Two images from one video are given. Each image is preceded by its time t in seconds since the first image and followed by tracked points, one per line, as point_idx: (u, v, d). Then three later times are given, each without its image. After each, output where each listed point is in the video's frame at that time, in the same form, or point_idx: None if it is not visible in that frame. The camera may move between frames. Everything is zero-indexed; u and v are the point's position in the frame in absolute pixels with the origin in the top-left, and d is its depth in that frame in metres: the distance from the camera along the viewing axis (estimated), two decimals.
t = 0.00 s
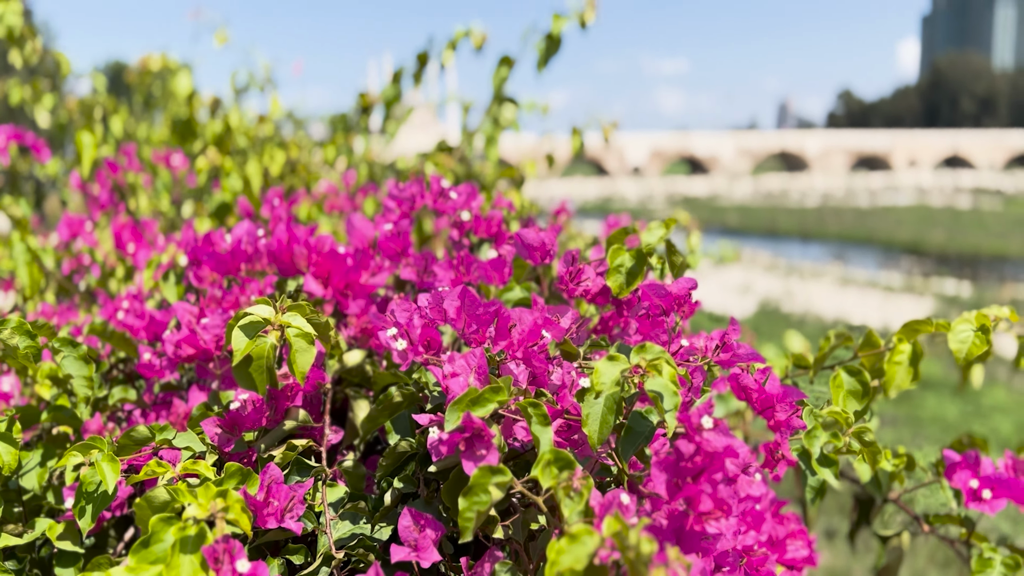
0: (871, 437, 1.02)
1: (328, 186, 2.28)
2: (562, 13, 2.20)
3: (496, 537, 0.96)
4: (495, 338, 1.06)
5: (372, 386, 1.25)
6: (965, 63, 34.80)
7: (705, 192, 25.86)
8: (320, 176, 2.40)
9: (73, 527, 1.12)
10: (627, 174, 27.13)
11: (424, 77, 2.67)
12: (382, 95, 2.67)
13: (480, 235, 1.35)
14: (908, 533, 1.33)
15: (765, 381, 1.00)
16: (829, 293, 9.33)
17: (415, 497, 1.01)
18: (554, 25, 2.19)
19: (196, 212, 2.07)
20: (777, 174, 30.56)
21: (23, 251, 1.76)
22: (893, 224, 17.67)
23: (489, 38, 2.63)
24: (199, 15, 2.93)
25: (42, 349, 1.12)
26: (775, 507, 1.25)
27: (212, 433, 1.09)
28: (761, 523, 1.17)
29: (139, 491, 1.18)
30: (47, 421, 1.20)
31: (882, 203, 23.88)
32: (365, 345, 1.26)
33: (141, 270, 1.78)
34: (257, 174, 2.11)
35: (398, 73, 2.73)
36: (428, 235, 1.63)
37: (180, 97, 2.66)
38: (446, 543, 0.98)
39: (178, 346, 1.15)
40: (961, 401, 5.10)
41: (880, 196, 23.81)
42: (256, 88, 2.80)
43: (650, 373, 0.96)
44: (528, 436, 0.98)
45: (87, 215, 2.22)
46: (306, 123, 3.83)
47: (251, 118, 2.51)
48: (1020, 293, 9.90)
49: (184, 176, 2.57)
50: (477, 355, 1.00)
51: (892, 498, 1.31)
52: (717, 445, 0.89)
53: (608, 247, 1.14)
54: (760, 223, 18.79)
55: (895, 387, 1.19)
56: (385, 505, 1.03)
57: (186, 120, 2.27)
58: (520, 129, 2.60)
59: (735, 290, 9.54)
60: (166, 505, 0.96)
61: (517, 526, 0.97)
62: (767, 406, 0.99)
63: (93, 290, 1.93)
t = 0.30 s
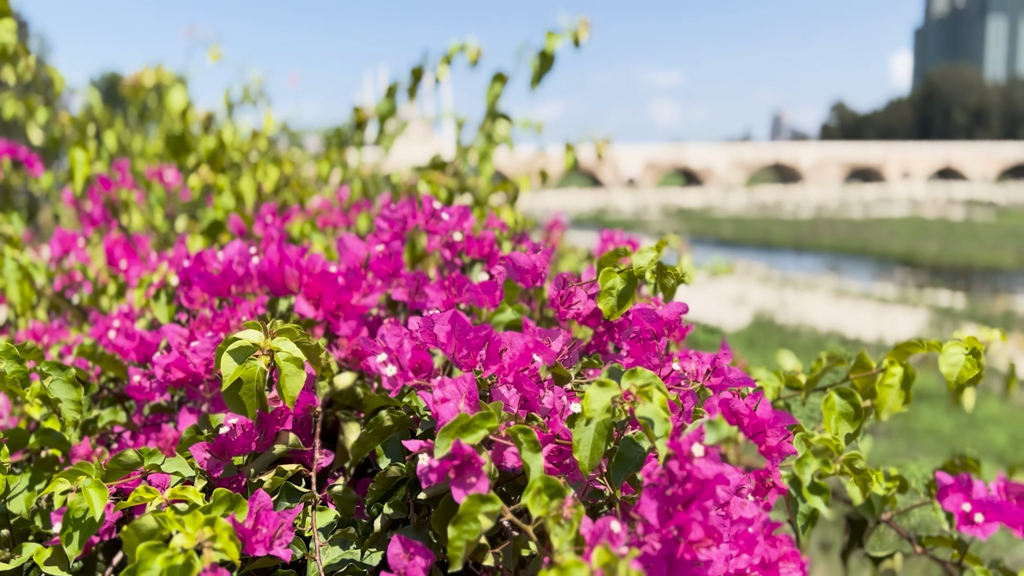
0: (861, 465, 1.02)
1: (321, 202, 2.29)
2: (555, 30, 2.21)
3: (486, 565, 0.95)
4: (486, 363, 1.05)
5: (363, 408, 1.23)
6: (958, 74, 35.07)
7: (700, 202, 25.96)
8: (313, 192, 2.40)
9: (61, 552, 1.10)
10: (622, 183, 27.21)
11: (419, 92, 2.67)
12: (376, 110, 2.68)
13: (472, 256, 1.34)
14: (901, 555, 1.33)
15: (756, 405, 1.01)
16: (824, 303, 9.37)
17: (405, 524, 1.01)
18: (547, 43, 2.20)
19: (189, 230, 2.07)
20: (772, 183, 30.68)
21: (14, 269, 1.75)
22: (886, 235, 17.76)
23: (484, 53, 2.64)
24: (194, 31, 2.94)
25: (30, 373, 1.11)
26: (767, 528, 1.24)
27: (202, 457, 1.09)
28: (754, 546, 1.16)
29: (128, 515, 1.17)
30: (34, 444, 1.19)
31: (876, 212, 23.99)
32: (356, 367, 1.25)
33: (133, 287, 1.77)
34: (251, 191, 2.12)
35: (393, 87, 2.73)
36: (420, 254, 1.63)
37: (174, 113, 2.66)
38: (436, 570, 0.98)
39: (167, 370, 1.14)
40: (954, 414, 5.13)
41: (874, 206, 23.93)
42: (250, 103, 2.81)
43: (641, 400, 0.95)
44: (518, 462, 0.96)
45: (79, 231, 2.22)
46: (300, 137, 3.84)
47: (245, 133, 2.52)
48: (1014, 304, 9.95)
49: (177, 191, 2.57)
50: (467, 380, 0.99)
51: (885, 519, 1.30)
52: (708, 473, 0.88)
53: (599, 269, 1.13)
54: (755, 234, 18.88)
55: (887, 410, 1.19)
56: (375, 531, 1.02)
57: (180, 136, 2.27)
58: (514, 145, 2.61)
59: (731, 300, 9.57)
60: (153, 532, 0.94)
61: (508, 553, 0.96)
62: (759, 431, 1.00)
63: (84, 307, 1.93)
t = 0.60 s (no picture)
0: (851, 493, 1.00)
1: (315, 218, 2.29)
2: (549, 46, 2.22)
3: None
4: (477, 389, 1.05)
5: (354, 432, 1.22)
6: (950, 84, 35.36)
7: (695, 211, 26.09)
8: (307, 207, 2.40)
9: None
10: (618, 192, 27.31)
11: (413, 105, 2.68)
12: (371, 123, 2.68)
13: (465, 276, 1.35)
14: None
15: (747, 432, 1.01)
16: (818, 314, 9.43)
17: (395, 552, 1.01)
18: (541, 58, 2.21)
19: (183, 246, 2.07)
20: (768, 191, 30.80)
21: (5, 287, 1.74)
22: (878, 249, 18.01)
23: (478, 66, 2.64)
24: (188, 45, 2.94)
25: (18, 400, 1.11)
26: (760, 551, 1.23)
27: (191, 484, 1.08)
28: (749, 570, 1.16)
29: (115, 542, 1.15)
30: (22, 470, 1.18)
31: (870, 222, 24.14)
32: (347, 389, 1.25)
33: (126, 305, 1.77)
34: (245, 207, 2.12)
35: (387, 100, 2.73)
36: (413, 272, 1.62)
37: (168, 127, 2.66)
38: None
39: (156, 397, 1.14)
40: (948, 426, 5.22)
41: (868, 217, 24.11)
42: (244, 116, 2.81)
43: (632, 427, 0.95)
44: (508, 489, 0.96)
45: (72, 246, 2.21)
46: (296, 149, 3.84)
47: (239, 148, 2.51)
48: (1006, 314, 10.05)
49: (171, 206, 2.56)
50: (458, 407, 0.98)
51: (878, 539, 1.30)
52: (698, 502, 0.88)
53: (590, 292, 1.13)
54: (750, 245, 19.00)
55: (877, 433, 1.19)
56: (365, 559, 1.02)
57: (173, 151, 2.27)
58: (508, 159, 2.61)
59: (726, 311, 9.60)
60: (140, 562, 0.93)
61: None
62: (750, 457, 1.00)
63: (77, 325, 1.92)
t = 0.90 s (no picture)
0: (839, 521, 1.01)
1: (309, 234, 2.29)
2: (541, 62, 2.23)
3: None
4: (466, 414, 1.05)
5: (343, 455, 1.19)
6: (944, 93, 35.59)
7: (691, 220, 26.20)
8: (301, 222, 2.41)
9: None
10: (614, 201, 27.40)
11: (406, 121, 2.68)
12: (365, 138, 2.69)
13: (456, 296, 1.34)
14: None
15: (737, 457, 1.01)
16: (812, 324, 9.48)
17: None
18: (533, 75, 2.22)
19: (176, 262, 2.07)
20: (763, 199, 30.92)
21: None
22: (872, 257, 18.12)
23: (471, 84, 2.65)
24: (180, 61, 2.94)
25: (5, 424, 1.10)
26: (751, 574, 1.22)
27: (178, 510, 1.08)
28: None
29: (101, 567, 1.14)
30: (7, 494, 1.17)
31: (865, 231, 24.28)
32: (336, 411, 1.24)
33: (117, 324, 1.77)
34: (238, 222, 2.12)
35: (380, 116, 2.74)
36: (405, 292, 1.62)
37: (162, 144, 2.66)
38: None
39: (144, 421, 1.14)
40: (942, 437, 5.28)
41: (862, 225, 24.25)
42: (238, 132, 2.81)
43: (621, 455, 0.95)
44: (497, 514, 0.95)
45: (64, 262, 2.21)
46: (290, 162, 3.85)
47: (232, 163, 2.51)
48: (999, 324, 10.13)
49: (165, 220, 2.56)
50: (447, 433, 0.98)
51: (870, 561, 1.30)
52: (688, 530, 0.88)
53: (581, 315, 1.13)
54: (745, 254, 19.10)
55: (869, 456, 1.19)
56: None
57: (165, 166, 2.27)
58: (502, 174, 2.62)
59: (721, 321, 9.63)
60: None
61: None
62: (740, 483, 1.00)
63: (68, 342, 1.92)
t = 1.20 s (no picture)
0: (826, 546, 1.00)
1: (301, 247, 2.29)
2: (533, 78, 2.24)
3: None
4: (453, 437, 1.04)
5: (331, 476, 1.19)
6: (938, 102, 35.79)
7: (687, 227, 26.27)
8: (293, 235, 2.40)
9: None
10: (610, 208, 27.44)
11: (400, 135, 2.69)
12: (358, 152, 2.69)
13: (445, 315, 1.34)
14: None
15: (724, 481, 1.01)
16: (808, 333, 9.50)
17: None
18: (525, 89, 2.23)
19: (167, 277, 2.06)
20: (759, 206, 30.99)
21: None
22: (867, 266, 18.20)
23: (465, 99, 2.66)
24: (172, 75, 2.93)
25: None
26: None
27: (163, 533, 1.07)
28: None
29: None
30: None
31: (860, 238, 24.37)
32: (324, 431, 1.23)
33: (107, 341, 1.76)
34: (230, 236, 2.12)
35: (374, 130, 2.74)
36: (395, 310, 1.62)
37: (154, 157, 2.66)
38: None
39: (129, 443, 1.14)
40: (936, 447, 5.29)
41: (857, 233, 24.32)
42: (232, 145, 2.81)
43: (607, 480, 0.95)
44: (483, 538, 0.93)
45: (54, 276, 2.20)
46: (285, 174, 3.85)
47: (225, 176, 2.51)
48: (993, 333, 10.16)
49: (157, 233, 2.55)
50: (433, 458, 0.97)
51: None
52: (674, 557, 0.88)
53: (569, 336, 1.14)
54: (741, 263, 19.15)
55: (858, 476, 1.18)
56: None
57: (157, 180, 2.26)
58: (495, 188, 2.62)
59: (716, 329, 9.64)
60: None
61: None
62: (727, 508, 0.99)
63: (58, 358, 1.91)
